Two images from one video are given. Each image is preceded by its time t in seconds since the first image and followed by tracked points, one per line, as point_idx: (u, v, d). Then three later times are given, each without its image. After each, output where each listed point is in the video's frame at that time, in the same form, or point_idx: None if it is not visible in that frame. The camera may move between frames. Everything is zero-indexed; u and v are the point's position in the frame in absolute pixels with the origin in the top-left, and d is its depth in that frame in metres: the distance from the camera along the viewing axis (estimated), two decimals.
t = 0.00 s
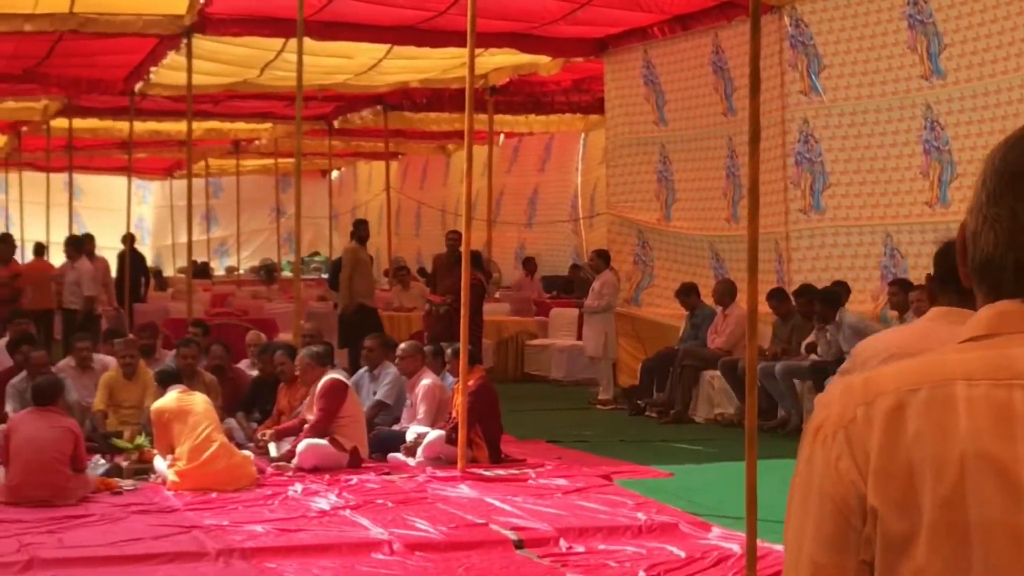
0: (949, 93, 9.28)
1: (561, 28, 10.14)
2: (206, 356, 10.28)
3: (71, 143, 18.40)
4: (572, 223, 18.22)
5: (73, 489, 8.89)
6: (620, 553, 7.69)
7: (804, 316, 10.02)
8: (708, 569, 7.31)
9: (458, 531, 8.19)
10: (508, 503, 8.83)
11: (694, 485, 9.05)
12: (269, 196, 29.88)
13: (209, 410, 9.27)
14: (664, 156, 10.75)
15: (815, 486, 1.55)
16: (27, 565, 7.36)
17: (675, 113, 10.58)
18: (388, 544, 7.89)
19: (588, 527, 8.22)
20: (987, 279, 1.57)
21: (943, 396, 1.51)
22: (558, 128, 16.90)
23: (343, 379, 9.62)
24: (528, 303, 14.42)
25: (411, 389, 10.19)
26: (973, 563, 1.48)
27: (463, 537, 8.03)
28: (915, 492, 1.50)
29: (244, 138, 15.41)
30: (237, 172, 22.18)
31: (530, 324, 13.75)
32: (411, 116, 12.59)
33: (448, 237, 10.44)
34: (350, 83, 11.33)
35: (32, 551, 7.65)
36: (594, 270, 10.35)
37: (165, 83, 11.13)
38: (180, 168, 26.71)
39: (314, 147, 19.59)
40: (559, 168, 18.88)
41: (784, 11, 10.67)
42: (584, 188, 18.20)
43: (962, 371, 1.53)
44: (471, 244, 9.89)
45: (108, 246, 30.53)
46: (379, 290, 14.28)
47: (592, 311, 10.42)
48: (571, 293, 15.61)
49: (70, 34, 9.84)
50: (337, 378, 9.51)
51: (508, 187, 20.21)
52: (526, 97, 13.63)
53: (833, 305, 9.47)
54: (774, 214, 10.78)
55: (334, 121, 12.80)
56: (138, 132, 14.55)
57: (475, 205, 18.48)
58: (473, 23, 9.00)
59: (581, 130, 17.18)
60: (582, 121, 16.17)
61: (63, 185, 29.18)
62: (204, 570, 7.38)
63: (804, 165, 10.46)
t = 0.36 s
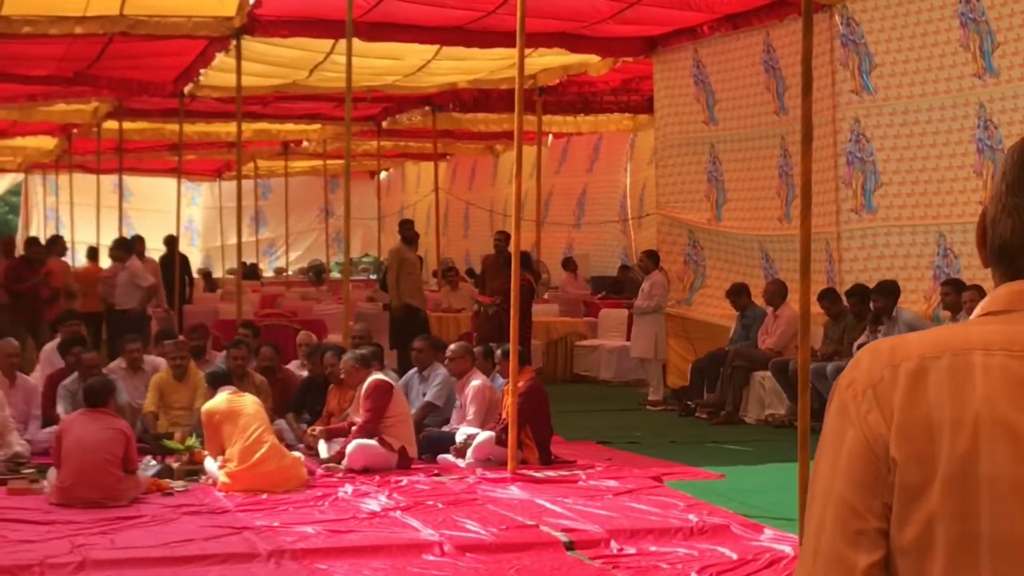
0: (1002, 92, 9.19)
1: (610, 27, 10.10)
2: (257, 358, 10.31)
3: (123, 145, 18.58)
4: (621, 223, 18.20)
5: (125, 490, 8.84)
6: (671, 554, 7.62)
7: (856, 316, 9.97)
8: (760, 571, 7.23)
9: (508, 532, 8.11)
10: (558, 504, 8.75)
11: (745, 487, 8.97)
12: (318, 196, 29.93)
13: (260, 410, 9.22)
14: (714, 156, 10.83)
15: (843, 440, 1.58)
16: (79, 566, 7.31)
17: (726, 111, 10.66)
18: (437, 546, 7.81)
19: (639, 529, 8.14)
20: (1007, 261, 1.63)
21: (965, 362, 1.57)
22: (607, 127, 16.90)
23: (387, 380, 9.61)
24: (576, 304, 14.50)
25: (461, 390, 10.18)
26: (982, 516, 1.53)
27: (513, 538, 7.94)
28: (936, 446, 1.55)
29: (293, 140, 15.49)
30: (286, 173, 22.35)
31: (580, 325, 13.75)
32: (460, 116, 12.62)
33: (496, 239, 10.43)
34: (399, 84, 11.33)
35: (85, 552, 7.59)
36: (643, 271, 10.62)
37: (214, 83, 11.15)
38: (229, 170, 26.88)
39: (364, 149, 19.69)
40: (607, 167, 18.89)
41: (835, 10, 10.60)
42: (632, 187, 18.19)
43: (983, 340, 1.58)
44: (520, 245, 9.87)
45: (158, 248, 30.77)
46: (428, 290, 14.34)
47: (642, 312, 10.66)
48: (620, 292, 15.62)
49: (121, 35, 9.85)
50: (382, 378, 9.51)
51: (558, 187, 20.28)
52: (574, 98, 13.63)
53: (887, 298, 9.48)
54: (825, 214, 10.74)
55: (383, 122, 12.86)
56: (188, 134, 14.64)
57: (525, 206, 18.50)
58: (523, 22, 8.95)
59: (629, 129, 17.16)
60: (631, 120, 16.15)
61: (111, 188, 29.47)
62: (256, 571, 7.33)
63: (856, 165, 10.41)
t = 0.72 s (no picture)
0: None
1: (645, 26, 10.11)
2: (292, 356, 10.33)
3: (161, 143, 18.70)
4: (655, 223, 18.21)
5: (160, 487, 8.83)
6: (705, 555, 7.58)
7: (891, 317, 9.89)
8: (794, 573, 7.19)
9: (542, 531, 8.06)
10: (592, 504, 8.71)
11: (779, 488, 8.94)
12: (350, 196, 29.99)
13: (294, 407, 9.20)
14: (750, 156, 11.01)
15: (809, 435, 1.87)
16: (114, 563, 7.29)
17: (762, 111, 10.86)
18: (472, 545, 7.78)
19: (673, 529, 8.11)
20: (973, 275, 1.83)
21: (913, 367, 1.82)
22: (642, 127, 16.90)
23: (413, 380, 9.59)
24: (611, 303, 14.50)
25: (496, 389, 10.19)
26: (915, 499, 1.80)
27: (547, 538, 7.90)
28: (879, 439, 1.82)
29: (330, 139, 15.54)
30: (321, 172, 22.46)
31: (614, 325, 13.76)
32: (495, 115, 12.65)
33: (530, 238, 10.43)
34: (434, 83, 11.37)
35: (120, 549, 7.58)
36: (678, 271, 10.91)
37: (250, 82, 11.25)
38: (264, 168, 26.99)
39: (399, 148, 19.75)
40: (642, 167, 18.91)
41: (872, 9, 10.59)
42: (666, 187, 18.20)
43: (934, 348, 1.83)
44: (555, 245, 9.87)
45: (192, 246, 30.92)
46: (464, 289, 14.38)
47: (677, 312, 10.90)
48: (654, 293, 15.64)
49: (157, 34, 9.87)
50: (407, 377, 9.49)
51: (592, 186, 20.31)
52: (610, 97, 13.63)
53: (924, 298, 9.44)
54: (861, 214, 10.72)
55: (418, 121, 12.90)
56: (224, 133, 14.70)
57: (560, 205, 18.52)
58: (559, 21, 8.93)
59: (665, 130, 17.16)
60: (665, 120, 16.14)
61: (145, 187, 29.66)
62: (291, 569, 7.30)
63: (892, 165, 10.38)
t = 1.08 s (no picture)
0: None
1: (670, 27, 10.12)
2: (317, 354, 10.34)
3: (189, 140, 18.77)
4: (680, 223, 18.23)
5: (185, 484, 8.83)
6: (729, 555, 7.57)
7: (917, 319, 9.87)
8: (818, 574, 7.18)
9: (567, 530, 8.06)
10: (617, 503, 8.70)
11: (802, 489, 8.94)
12: (375, 194, 30.03)
13: (322, 404, 9.11)
14: (776, 156, 11.05)
15: (758, 400, 2.18)
16: (140, 559, 7.32)
17: (787, 111, 10.89)
18: (497, 544, 7.79)
19: (697, 529, 8.10)
20: (919, 267, 2.11)
21: (846, 343, 2.12)
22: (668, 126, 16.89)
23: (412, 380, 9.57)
24: (636, 302, 14.53)
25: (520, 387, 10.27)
26: (837, 458, 2.08)
27: (572, 537, 7.90)
28: (813, 405, 2.11)
29: (356, 137, 15.59)
30: (347, 170, 22.55)
31: (639, 324, 13.79)
32: (521, 114, 12.68)
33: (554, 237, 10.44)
34: (460, 82, 11.40)
35: (146, 545, 7.60)
36: (703, 270, 10.98)
37: (279, 82, 11.37)
38: (289, 166, 27.04)
39: (425, 146, 19.79)
40: (667, 166, 18.90)
41: (899, 9, 10.60)
42: (691, 187, 18.20)
43: (868, 328, 2.12)
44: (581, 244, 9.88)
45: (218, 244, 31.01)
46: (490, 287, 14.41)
47: (702, 311, 11.01)
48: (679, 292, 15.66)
49: (184, 32, 9.89)
50: (403, 379, 9.48)
51: (617, 185, 20.30)
52: (636, 96, 13.64)
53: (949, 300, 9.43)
54: (888, 214, 10.71)
55: (445, 120, 12.94)
56: (252, 131, 14.76)
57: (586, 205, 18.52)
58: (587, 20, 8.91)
59: (690, 129, 17.16)
60: (691, 120, 16.13)
61: (170, 185, 29.77)
62: (316, 566, 7.32)
63: (918, 165, 10.34)
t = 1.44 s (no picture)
0: None
1: (688, 28, 10.13)
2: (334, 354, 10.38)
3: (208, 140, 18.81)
4: (698, 224, 18.24)
5: (203, 484, 8.81)
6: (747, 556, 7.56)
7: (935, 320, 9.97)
8: None
9: (585, 531, 8.05)
10: (634, 504, 8.69)
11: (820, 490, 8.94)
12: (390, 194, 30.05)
13: (349, 403, 8.98)
14: (794, 157, 11.03)
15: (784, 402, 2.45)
16: (158, 559, 7.32)
17: (805, 111, 10.88)
18: (514, 544, 7.78)
19: (715, 530, 8.08)
20: (932, 290, 2.31)
21: (856, 353, 2.35)
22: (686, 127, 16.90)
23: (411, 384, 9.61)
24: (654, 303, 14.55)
25: (537, 388, 10.32)
26: (844, 455, 2.32)
27: (590, 538, 7.89)
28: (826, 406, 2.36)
29: (375, 137, 15.60)
30: (364, 170, 22.60)
31: (657, 325, 13.81)
32: (539, 114, 12.69)
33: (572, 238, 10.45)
34: (478, 82, 11.41)
35: (164, 545, 7.60)
36: (721, 271, 10.98)
37: (296, 82, 11.38)
38: (306, 166, 27.06)
39: (442, 147, 19.83)
40: (685, 167, 18.91)
41: (918, 10, 10.57)
42: (708, 188, 18.21)
43: (880, 340, 2.34)
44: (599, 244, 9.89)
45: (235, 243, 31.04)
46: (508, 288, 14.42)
47: (719, 312, 11.02)
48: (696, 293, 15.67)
49: (202, 33, 9.90)
50: (401, 385, 9.53)
51: (634, 185, 20.30)
52: (654, 96, 13.65)
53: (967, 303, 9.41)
54: (907, 214, 10.68)
55: (463, 120, 12.96)
56: (270, 132, 14.78)
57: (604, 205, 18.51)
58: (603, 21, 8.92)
59: (708, 130, 17.16)
60: (710, 120, 16.13)
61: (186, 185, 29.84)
62: (334, 567, 7.32)
63: (937, 166, 10.29)
